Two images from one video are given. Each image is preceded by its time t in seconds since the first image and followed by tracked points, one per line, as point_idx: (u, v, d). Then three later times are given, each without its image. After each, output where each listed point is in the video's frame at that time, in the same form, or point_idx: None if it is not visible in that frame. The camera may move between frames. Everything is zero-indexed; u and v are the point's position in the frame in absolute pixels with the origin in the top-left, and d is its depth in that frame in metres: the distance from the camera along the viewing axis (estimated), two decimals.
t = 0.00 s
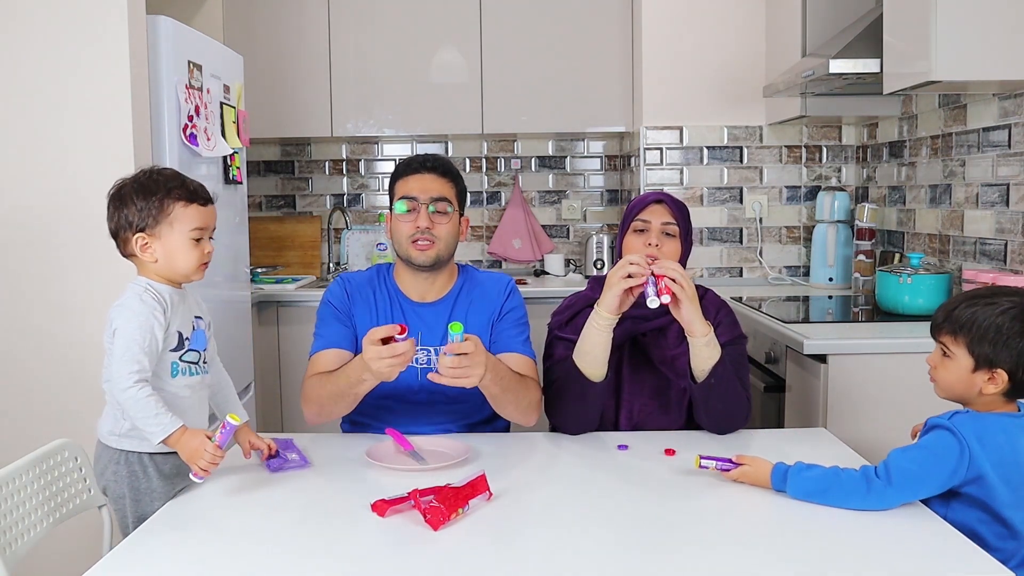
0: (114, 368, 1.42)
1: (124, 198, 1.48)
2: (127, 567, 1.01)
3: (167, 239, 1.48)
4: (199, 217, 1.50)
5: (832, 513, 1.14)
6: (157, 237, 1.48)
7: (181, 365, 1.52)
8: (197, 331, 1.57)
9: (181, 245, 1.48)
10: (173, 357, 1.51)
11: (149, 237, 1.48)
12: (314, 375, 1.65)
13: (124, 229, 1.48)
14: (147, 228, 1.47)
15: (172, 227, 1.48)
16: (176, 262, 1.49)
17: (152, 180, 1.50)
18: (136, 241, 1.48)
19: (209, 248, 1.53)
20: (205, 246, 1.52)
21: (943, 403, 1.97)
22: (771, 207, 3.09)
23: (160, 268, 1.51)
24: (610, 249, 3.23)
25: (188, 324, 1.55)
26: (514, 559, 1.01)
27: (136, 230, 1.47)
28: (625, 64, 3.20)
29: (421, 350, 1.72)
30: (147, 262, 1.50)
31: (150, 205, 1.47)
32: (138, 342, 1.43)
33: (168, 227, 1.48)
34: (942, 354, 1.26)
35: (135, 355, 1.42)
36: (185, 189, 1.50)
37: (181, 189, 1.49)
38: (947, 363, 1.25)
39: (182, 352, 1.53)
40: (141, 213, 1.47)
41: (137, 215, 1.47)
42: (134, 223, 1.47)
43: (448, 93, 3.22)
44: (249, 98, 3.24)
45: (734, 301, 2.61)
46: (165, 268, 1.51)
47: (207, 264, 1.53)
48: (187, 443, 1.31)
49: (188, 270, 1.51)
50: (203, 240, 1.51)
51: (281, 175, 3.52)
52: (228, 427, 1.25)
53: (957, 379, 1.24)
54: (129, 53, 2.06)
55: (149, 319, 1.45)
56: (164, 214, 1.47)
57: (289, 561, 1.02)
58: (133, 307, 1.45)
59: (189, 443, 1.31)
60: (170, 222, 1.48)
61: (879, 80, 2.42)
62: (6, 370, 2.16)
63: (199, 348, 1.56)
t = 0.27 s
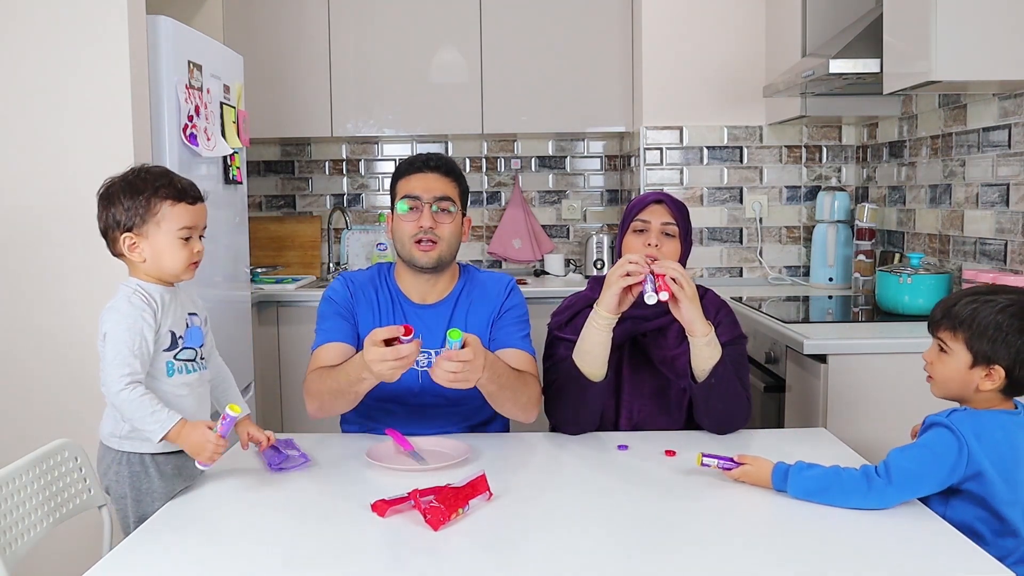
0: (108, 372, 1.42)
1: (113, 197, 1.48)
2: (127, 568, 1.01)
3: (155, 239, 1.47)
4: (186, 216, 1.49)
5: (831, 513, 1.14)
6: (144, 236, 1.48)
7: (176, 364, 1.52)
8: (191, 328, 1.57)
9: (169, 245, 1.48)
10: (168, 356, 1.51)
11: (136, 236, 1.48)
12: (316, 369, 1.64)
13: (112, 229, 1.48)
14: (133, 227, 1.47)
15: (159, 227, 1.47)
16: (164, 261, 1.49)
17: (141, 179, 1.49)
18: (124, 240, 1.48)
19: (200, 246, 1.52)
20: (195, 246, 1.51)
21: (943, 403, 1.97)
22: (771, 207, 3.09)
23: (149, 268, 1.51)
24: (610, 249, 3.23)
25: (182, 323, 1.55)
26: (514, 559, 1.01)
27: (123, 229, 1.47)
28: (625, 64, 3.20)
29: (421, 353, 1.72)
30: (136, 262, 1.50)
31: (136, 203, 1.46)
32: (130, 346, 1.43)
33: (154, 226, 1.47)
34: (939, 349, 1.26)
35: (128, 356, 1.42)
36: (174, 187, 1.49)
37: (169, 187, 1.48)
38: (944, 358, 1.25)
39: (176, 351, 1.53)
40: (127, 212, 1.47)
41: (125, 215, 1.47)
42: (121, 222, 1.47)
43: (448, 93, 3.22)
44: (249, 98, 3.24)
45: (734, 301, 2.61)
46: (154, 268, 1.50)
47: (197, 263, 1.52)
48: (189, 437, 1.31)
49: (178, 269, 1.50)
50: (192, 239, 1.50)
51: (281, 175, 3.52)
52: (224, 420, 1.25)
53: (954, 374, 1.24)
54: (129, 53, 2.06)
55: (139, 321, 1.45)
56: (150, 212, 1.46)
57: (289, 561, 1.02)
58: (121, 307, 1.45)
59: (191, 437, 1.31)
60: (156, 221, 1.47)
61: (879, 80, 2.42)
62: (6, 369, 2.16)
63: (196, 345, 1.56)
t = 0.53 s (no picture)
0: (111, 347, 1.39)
1: (101, 193, 1.44)
2: (127, 568, 1.01)
3: (136, 243, 1.43)
4: (172, 223, 1.45)
5: (832, 513, 1.14)
6: (127, 239, 1.44)
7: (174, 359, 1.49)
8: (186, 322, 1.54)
9: (150, 250, 1.44)
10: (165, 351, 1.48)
11: (119, 237, 1.44)
12: (313, 371, 1.65)
13: (97, 225, 1.45)
14: (117, 227, 1.43)
15: (142, 231, 1.43)
16: (145, 266, 1.45)
17: (130, 177, 1.45)
18: (107, 240, 1.45)
19: (183, 253, 1.48)
20: (178, 252, 1.47)
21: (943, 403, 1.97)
22: (771, 207, 3.09)
23: (130, 270, 1.47)
24: (609, 249, 3.23)
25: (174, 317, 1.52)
26: (515, 559, 1.01)
27: (108, 228, 1.44)
28: (625, 64, 3.20)
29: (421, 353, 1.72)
30: (118, 262, 1.47)
31: (123, 204, 1.42)
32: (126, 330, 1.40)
33: (138, 230, 1.43)
34: (924, 352, 1.27)
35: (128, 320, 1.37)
36: (162, 191, 1.45)
37: (157, 192, 1.44)
38: (929, 361, 1.26)
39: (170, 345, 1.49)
40: (113, 212, 1.43)
41: (111, 213, 1.43)
42: (106, 220, 1.43)
43: (448, 93, 3.22)
44: (249, 97, 3.24)
45: (734, 301, 2.61)
46: (135, 271, 1.46)
47: (179, 269, 1.49)
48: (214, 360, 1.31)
49: (158, 275, 1.47)
50: (176, 245, 1.46)
51: (281, 175, 3.52)
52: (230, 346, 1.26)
53: (940, 377, 1.24)
54: (129, 53, 2.06)
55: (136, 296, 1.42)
56: (136, 215, 1.43)
57: (290, 561, 1.02)
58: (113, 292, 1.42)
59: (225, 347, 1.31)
60: (140, 225, 1.43)
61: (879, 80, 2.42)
62: (7, 369, 2.16)
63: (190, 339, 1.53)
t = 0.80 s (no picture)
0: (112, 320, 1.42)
1: (103, 191, 1.44)
2: (128, 568, 1.01)
3: (130, 246, 1.43)
4: (167, 230, 1.44)
5: (831, 514, 1.14)
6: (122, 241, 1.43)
7: (173, 356, 1.46)
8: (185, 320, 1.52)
9: (142, 256, 1.43)
10: (163, 349, 1.45)
11: (114, 238, 1.44)
12: (310, 375, 1.67)
13: (95, 224, 1.45)
14: (113, 229, 1.43)
15: (137, 235, 1.42)
16: (136, 271, 1.44)
17: (132, 177, 1.44)
18: (102, 239, 1.44)
19: (177, 261, 1.47)
20: (170, 260, 1.46)
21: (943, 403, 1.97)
22: (771, 207, 3.09)
23: (123, 271, 1.47)
24: (609, 249, 3.23)
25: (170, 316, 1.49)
26: (514, 559, 1.01)
27: (105, 228, 1.43)
28: (625, 64, 3.20)
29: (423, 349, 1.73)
30: (112, 262, 1.46)
31: (122, 205, 1.42)
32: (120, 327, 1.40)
33: (133, 233, 1.42)
34: (881, 351, 1.29)
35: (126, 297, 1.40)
36: (161, 197, 1.43)
37: (157, 199, 1.43)
38: (887, 359, 1.28)
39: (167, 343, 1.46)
40: (111, 213, 1.42)
41: (109, 213, 1.43)
42: (104, 220, 1.43)
43: (448, 93, 3.22)
44: (249, 97, 3.24)
45: (734, 301, 2.61)
46: (127, 273, 1.46)
47: (171, 277, 1.47)
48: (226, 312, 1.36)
49: (149, 281, 1.46)
50: (169, 253, 1.45)
51: (281, 175, 3.52)
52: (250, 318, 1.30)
53: (899, 374, 1.27)
54: (129, 53, 2.06)
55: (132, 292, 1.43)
56: (133, 219, 1.42)
57: (290, 561, 1.02)
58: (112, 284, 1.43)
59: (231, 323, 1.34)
60: (136, 229, 1.42)
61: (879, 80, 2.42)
62: (6, 369, 2.16)
63: (187, 338, 1.49)
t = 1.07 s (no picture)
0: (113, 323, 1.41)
1: (108, 191, 1.44)
2: (127, 567, 1.01)
3: (132, 246, 1.43)
4: (170, 232, 1.43)
5: (831, 513, 1.14)
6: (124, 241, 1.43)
7: (173, 356, 1.46)
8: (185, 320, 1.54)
9: (144, 256, 1.43)
10: (163, 349, 1.45)
11: (117, 237, 1.43)
12: (311, 374, 1.68)
13: (98, 224, 1.44)
14: (116, 229, 1.42)
15: (140, 235, 1.42)
16: (138, 271, 1.44)
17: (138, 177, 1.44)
18: (105, 238, 1.44)
19: (178, 262, 1.47)
20: (172, 262, 1.46)
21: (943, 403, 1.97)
22: (771, 207, 3.09)
23: (125, 270, 1.46)
24: (610, 249, 3.23)
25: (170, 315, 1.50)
26: (514, 559, 1.01)
27: (108, 228, 1.43)
28: (625, 64, 3.20)
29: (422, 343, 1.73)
30: (114, 262, 1.46)
31: (126, 205, 1.42)
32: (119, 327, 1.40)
33: (136, 234, 1.42)
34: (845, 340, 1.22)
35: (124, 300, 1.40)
36: (166, 199, 1.43)
37: (162, 199, 1.43)
38: (851, 350, 1.22)
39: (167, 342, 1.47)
40: (115, 212, 1.42)
41: (113, 213, 1.43)
42: (107, 219, 1.43)
43: (448, 93, 3.22)
44: (249, 97, 3.24)
45: (734, 301, 2.61)
46: (128, 273, 1.46)
47: (172, 278, 1.47)
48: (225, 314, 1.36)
49: (150, 282, 1.45)
50: (171, 254, 1.45)
51: (281, 175, 3.52)
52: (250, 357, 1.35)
53: (865, 364, 1.21)
54: (129, 54, 2.06)
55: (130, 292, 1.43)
56: (136, 219, 1.42)
57: (290, 561, 1.02)
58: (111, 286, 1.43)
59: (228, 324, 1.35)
60: (139, 230, 1.42)
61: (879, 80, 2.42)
62: (6, 369, 2.16)
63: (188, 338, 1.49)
